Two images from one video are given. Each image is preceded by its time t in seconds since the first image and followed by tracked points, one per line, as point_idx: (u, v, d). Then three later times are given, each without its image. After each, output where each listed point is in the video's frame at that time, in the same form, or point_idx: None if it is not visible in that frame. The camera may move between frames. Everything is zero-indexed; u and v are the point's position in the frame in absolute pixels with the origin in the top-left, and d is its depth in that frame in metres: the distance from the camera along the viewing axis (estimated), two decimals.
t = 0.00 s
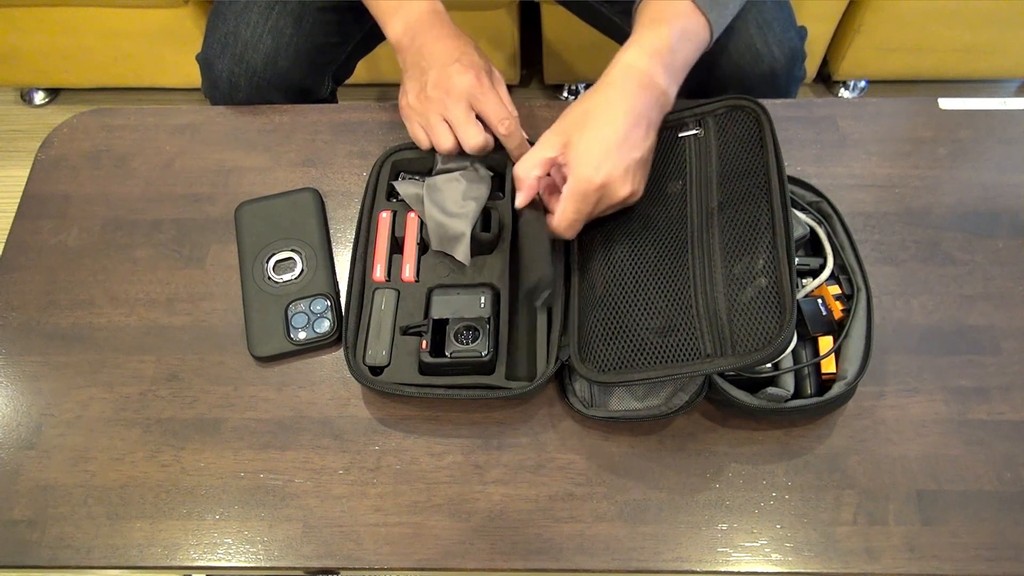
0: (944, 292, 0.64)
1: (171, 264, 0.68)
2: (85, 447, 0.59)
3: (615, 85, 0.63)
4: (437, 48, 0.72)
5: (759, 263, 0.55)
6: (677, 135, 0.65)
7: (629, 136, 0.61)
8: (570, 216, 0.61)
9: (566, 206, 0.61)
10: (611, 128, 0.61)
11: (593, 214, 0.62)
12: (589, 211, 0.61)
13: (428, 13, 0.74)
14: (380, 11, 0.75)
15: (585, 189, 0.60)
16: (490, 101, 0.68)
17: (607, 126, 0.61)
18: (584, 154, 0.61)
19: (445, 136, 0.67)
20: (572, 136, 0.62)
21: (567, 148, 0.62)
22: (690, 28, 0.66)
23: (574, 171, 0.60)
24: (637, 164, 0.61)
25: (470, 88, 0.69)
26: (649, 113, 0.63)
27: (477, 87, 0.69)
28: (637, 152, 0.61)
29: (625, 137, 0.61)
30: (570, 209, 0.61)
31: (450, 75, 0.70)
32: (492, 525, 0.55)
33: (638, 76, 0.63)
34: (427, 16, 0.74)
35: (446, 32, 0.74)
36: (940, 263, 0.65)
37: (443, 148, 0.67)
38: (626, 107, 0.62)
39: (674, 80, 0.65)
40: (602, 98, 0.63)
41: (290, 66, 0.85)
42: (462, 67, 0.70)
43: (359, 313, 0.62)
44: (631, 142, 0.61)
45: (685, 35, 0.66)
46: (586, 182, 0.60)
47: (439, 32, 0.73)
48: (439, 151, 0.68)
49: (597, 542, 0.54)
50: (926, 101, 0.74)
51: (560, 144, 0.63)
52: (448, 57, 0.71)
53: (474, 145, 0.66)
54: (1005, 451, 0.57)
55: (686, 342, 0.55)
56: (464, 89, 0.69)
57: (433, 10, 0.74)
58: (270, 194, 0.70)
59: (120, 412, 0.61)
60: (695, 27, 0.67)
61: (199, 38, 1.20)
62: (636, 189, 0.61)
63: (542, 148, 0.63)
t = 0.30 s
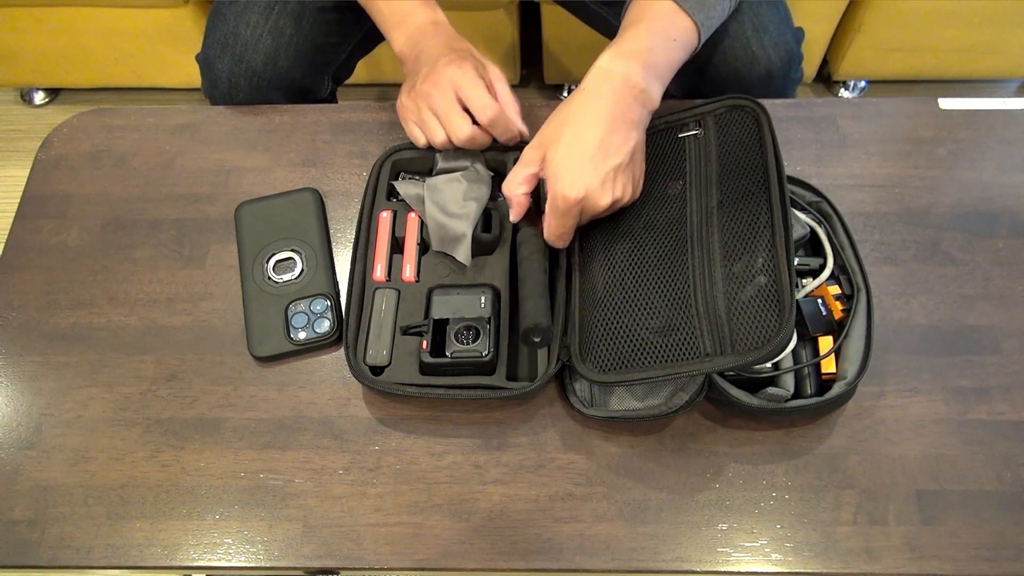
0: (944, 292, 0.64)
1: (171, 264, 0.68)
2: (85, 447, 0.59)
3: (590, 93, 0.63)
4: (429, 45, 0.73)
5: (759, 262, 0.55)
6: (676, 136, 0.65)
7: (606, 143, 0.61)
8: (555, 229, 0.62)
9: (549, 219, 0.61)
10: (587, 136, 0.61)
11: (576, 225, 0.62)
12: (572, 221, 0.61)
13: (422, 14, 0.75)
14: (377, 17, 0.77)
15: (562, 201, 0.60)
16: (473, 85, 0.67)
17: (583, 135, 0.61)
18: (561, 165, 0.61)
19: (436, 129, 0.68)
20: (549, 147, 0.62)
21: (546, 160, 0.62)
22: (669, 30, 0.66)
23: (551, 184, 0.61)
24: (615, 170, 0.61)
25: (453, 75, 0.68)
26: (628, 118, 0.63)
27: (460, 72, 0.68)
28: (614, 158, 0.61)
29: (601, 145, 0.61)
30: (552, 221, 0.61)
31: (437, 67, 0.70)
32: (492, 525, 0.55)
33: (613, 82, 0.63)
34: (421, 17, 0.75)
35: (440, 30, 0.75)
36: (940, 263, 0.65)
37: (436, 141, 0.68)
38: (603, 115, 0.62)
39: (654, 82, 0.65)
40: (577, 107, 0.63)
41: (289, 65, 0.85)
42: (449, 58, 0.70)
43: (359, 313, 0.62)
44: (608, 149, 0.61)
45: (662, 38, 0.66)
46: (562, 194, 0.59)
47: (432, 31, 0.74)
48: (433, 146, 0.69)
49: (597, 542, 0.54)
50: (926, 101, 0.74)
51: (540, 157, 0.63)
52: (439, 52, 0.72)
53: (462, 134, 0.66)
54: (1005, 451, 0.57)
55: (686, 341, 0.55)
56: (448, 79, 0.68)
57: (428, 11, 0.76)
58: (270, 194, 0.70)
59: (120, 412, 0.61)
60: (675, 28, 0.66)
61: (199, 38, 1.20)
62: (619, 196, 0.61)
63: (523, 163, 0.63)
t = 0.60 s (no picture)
0: (944, 292, 0.64)
1: (171, 264, 0.68)
2: (85, 447, 0.59)
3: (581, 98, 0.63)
4: (400, 142, 0.60)
5: (758, 261, 0.55)
6: (676, 136, 0.65)
7: (599, 149, 0.61)
8: (552, 235, 0.62)
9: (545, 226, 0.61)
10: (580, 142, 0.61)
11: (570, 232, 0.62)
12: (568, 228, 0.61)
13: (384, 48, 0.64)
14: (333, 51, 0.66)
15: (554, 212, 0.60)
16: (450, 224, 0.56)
17: (577, 141, 0.61)
18: (554, 172, 0.60)
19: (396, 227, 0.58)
20: (542, 153, 0.62)
21: (539, 166, 0.62)
22: (660, 34, 0.66)
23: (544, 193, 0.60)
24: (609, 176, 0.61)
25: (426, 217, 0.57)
26: (620, 123, 0.62)
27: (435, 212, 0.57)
28: (607, 164, 0.61)
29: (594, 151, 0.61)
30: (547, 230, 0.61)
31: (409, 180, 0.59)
32: (492, 525, 0.55)
33: (604, 87, 0.63)
34: (384, 56, 0.64)
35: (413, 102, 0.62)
36: (940, 263, 0.65)
37: (395, 277, 0.58)
38: (595, 120, 0.61)
39: (646, 85, 0.65)
40: (568, 113, 0.62)
41: (289, 65, 0.85)
42: (417, 175, 0.58)
43: (359, 313, 0.62)
44: (601, 155, 0.61)
45: (653, 41, 0.66)
46: (556, 201, 0.59)
47: (395, 87, 0.63)
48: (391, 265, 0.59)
49: (597, 542, 0.54)
50: (925, 101, 0.74)
51: (533, 164, 0.62)
52: (407, 145, 0.60)
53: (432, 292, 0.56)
54: (1005, 451, 0.57)
55: (685, 341, 0.55)
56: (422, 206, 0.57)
57: (390, 49, 0.65)
58: (270, 194, 0.70)
59: (120, 412, 0.61)
60: (666, 31, 0.66)
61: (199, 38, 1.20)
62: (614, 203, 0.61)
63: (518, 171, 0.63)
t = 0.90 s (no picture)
0: (945, 292, 0.64)
1: (171, 265, 0.68)
2: (85, 447, 0.59)
3: (616, 91, 0.61)
4: (439, 224, 0.57)
5: (757, 260, 0.55)
6: (677, 137, 0.65)
7: (632, 147, 0.60)
8: (569, 231, 0.61)
9: (564, 221, 0.60)
10: (614, 138, 0.60)
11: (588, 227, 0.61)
12: (587, 226, 0.60)
13: (414, 124, 0.61)
14: (359, 114, 0.62)
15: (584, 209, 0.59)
16: (491, 323, 0.53)
17: (611, 137, 0.59)
18: (586, 168, 0.59)
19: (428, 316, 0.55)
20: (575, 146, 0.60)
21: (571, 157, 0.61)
22: (689, 34, 0.66)
23: (573, 189, 0.59)
24: (636, 176, 0.60)
25: (467, 318, 0.53)
26: (651, 122, 0.62)
27: (479, 316, 0.53)
28: (636, 164, 0.60)
29: (626, 150, 0.60)
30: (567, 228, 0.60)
31: (446, 262, 0.55)
32: (492, 525, 0.55)
33: (640, 84, 0.62)
34: (416, 136, 0.61)
35: (448, 185, 0.59)
36: (940, 263, 0.65)
37: (428, 377, 0.56)
38: (629, 116, 0.60)
39: (677, 84, 0.64)
40: (602, 107, 0.61)
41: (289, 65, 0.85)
42: (456, 258, 0.55)
43: (359, 314, 0.62)
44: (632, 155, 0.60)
45: (685, 40, 0.65)
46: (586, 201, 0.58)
47: (434, 183, 0.59)
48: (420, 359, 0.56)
49: (597, 542, 0.54)
50: (926, 101, 0.74)
51: (561, 156, 0.61)
52: (446, 230, 0.56)
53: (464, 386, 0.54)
54: (1005, 451, 0.57)
55: (685, 340, 0.55)
56: (462, 308, 0.53)
57: (421, 126, 0.61)
58: (270, 194, 0.70)
59: (120, 412, 0.61)
60: (694, 30, 0.66)
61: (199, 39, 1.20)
62: (636, 204, 0.61)
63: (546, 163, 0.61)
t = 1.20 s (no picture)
0: (945, 292, 0.64)
1: (171, 265, 0.68)
2: (85, 448, 0.59)
3: (622, 89, 0.62)
4: (445, 236, 0.57)
5: (757, 260, 0.55)
6: (677, 136, 0.65)
7: (638, 144, 0.60)
8: (577, 227, 0.60)
9: (572, 216, 0.59)
10: (620, 135, 0.60)
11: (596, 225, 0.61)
12: (594, 222, 0.60)
13: (421, 136, 0.61)
14: (366, 121, 0.62)
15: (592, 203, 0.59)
16: (490, 337, 0.53)
17: (616, 134, 0.60)
18: (592, 164, 0.60)
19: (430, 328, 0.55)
20: (580, 145, 0.61)
21: (576, 155, 0.61)
22: (696, 32, 0.66)
23: (580, 185, 0.59)
24: (642, 173, 0.60)
25: (468, 332, 0.53)
26: (657, 119, 0.62)
27: (479, 332, 0.53)
28: (642, 161, 0.60)
29: (632, 147, 0.60)
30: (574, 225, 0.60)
31: (449, 276, 0.55)
32: (492, 525, 0.55)
33: (646, 80, 0.62)
34: (421, 148, 0.61)
35: (453, 198, 0.59)
36: (940, 263, 0.65)
37: (430, 388, 0.56)
38: (634, 113, 0.61)
39: (683, 81, 0.64)
40: (608, 104, 0.62)
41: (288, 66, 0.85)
42: (459, 272, 0.55)
43: (359, 314, 0.62)
44: (638, 152, 0.60)
45: (690, 38, 0.65)
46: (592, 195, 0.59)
47: (442, 196, 0.59)
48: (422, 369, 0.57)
49: (597, 542, 0.54)
50: (925, 101, 0.74)
51: (568, 152, 0.61)
52: (450, 243, 0.57)
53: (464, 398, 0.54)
54: (1005, 451, 0.57)
55: (685, 339, 0.55)
56: (462, 322, 0.53)
57: (427, 136, 0.61)
58: (270, 194, 0.70)
59: (120, 412, 0.61)
60: (701, 28, 0.66)
61: (199, 39, 1.20)
62: (642, 199, 0.61)
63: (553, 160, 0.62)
